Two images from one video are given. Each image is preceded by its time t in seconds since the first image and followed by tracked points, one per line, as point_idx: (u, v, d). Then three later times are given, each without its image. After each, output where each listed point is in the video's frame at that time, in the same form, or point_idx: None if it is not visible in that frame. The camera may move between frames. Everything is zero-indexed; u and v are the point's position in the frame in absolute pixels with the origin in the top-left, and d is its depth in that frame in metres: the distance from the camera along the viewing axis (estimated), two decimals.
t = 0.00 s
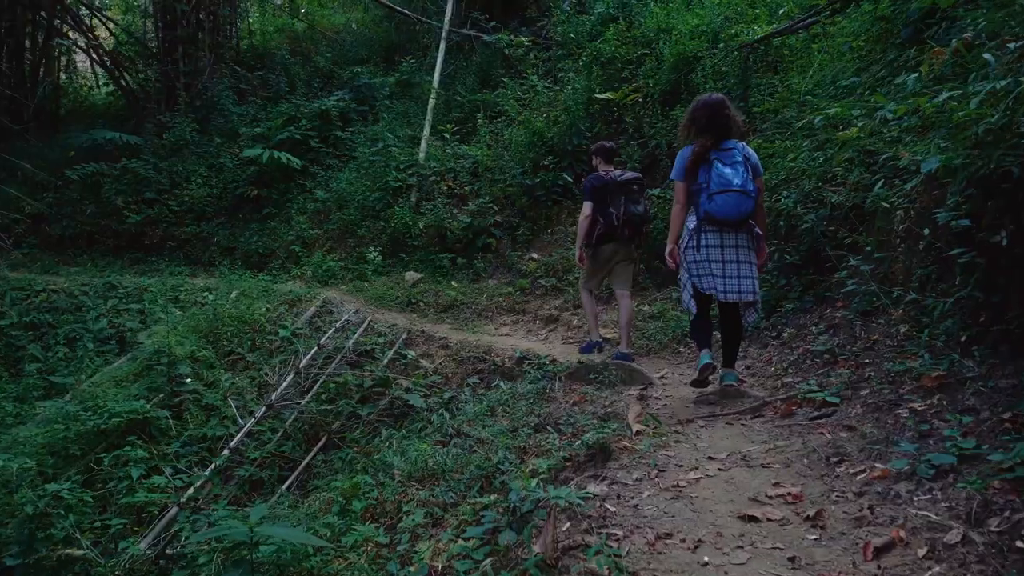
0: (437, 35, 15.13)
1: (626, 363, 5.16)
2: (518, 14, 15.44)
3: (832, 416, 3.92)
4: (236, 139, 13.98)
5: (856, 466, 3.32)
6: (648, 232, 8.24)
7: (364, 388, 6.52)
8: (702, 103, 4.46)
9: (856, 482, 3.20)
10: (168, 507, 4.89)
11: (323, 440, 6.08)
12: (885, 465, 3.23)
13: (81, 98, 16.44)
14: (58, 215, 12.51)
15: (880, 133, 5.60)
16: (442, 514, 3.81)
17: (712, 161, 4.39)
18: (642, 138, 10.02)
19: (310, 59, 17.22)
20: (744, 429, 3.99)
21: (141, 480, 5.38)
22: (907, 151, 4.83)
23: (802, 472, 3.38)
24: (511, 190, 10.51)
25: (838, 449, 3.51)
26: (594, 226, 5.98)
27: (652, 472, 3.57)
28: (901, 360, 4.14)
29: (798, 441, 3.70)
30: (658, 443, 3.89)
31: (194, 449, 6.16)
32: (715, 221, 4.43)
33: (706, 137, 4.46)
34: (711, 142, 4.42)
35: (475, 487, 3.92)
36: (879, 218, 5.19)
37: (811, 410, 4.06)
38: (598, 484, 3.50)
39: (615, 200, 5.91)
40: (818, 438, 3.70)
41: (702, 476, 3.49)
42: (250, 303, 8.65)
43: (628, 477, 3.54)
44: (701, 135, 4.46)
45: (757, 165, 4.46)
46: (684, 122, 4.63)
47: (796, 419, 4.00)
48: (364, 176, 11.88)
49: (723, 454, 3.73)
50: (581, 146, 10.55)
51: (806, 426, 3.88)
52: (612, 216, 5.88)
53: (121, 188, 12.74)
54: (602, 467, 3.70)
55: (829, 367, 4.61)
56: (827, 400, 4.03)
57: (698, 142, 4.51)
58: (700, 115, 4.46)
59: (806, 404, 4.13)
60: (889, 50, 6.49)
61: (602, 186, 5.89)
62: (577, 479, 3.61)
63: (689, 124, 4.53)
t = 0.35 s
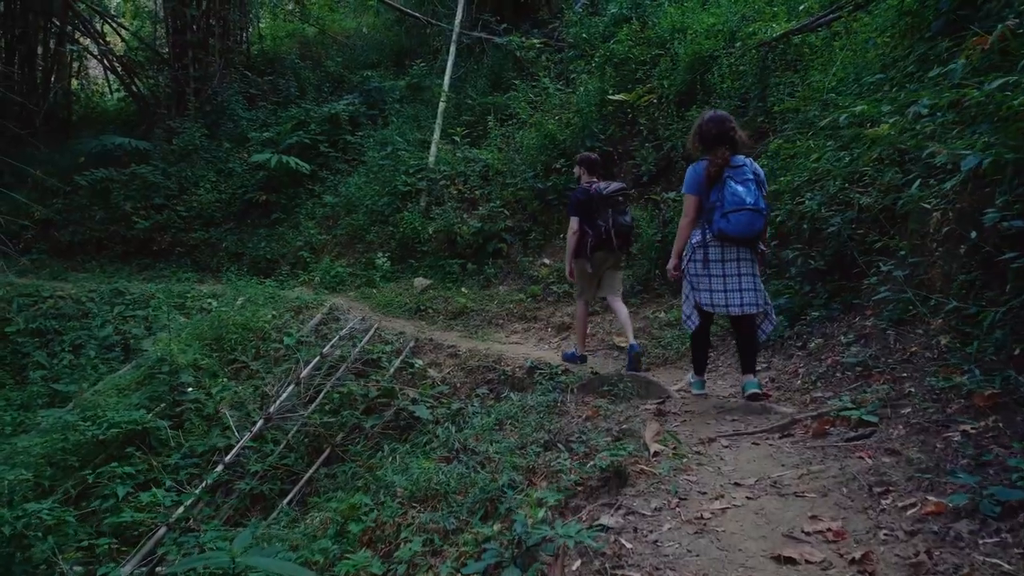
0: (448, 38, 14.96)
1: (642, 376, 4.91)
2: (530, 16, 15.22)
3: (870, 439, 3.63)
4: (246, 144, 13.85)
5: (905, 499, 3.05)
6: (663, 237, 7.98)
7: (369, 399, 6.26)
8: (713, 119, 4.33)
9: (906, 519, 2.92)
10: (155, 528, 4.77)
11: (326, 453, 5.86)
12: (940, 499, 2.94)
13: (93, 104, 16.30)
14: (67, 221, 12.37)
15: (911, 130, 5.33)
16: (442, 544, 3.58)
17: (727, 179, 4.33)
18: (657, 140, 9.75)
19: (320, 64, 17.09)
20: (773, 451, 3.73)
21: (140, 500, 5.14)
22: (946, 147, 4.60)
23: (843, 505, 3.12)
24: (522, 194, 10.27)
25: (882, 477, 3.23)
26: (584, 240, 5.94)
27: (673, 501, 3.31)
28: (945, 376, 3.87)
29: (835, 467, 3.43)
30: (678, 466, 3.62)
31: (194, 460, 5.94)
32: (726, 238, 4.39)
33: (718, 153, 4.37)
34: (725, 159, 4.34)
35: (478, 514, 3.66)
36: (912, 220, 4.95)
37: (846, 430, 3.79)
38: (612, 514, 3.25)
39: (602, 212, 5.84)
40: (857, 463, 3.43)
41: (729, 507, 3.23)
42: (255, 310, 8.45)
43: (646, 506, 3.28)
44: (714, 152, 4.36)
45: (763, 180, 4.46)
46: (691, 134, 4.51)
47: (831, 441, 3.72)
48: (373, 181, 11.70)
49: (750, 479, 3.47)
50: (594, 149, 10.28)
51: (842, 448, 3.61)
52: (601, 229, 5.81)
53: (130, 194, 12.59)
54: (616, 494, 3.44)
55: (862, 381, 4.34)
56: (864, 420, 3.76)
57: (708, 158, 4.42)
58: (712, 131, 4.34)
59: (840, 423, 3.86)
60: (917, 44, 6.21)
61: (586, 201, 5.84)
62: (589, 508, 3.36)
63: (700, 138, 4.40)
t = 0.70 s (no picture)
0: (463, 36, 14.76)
1: (661, 385, 4.63)
2: (547, 14, 14.98)
3: (916, 459, 3.35)
4: (260, 144, 13.75)
5: (964, 536, 2.75)
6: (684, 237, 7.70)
7: (378, 404, 6.02)
8: (718, 122, 4.33)
9: (968, 561, 2.63)
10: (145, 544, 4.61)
11: (333, 461, 5.64)
12: (1007, 537, 2.63)
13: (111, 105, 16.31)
14: (82, 223, 12.35)
15: (950, 121, 5.06)
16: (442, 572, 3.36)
17: (728, 180, 4.29)
18: (677, 138, 9.45)
19: (336, 64, 16.99)
20: (806, 472, 3.47)
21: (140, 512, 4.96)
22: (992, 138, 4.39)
23: (892, 540, 2.84)
24: (538, 194, 10.02)
25: (935, 507, 2.95)
26: (575, 238, 5.98)
27: (696, 530, 3.05)
28: (999, 389, 3.57)
29: (879, 492, 3.16)
30: (701, 487, 3.36)
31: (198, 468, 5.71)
32: (726, 238, 4.36)
33: (721, 155, 4.35)
34: (727, 161, 4.31)
35: (480, 539, 3.46)
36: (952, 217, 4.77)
37: (888, 448, 3.51)
38: (628, 546, 3.00)
39: (591, 210, 5.86)
40: (904, 488, 3.15)
41: (760, 538, 2.96)
42: (265, 313, 8.27)
43: (665, 536, 3.03)
44: (716, 153, 4.34)
45: (769, 181, 4.38)
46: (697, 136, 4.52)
47: (870, 461, 3.44)
48: (387, 181, 11.52)
49: (783, 505, 3.20)
50: (613, 147, 9.98)
51: (886, 470, 3.33)
52: (590, 225, 5.83)
53: (144, 195, 12.55)
54: (632, 521, 3.18)
55: (903, 393, 4.05)
56: (909, 437, 3.49)
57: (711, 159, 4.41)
58: (715, 132, 4.33)
59: (880, 439, 3.59)
60: (954, 33, 5.89)
61: (577, 198, 5.85)
62: (602, 537, 3.12)
63: (704, 139, 4.39)
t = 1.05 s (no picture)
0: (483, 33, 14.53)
1: (682, 393, 4.34)
2: (569, 9, 14.68)
3: (976, 489, 3.02)
4: (278, 144, 13.63)
5: None
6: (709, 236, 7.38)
7: (388, 412, 5.75)
8: (738, 132, 4.23)
9: None
10: (133, 564, 4.45)
11: (340, 471, 5.41)
12: None
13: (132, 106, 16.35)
14: (99, 223, 12.34)
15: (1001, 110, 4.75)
16: None
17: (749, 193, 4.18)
18: (701, 133, 9.09)
19: (355, 64, 16.84)
20: (849, 501, 3.15)
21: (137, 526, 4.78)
22: None
23: None
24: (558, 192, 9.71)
25: (1005, 551, 2.62)
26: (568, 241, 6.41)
27: (722, 571, 2.74)
28: None
29: (936, 529, 2.83)
30: (729, 518, 3.07)
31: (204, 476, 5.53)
32: (749, 251, 4.25)
33: (741, 167, 4.24)
34: (749, 173, 4.20)
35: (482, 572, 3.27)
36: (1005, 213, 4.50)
37: (943, 476, 3.19)
38: None
39: (583, 216, 6.26)
40: (965, 525, 2.82)
41: None
42: (278, 315, 8.10)
43: None
44: (737, 166, 4.22)
45: (787, 195, 4.31)
46: (714, 146, 4.40)
47: (922, 490, 3.12)
48: (404, 180, 11.33)
49: (823, 542, 2.88)
50: (635, 143, 9.61)
51: (941, 502, 3.01)
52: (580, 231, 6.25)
53: (161, 196, 12.53)
54: (650, 559, 2.92)
55: (954, 409, 3.75)
56: (967, 463, 3.16)
57: (730, 171, 4.29)
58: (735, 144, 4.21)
59: (934, 465, 3.27)
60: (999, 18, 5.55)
61: (572, 203, 6.26)
62: None
63: (723, 150, 4.28)
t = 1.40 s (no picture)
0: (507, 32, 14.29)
1: (706, 409, 4.20)
2: (594, 6, 14.38)
3: None
4: (300, 146, 13.54)
5: None
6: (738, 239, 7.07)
7: (402, 423, 5.54)
8: (757, 136, 4.06)
9: None
10: None
11: (351, 484, 5.14)
12: None
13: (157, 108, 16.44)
14: (121, 226, 12.50)
15: None
16: None
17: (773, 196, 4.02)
18: (730, 131, 8.73)
19: (378, 64, 16.70)
20: (898, 546, 2.85)
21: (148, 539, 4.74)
22: None
23: None
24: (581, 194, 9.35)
25: None
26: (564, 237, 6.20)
27: None
28: None
29: None
30: (758, 565, 2.81)
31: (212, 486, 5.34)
32: (776, 256, 4.07)
33: (760, 170, 4.07)
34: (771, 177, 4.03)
35: None
36: None
37: (1010, 518, 2.83)
38: None
39: (587, 211, 6.11)
40: None
41: None
42: (294, 320, 7.95)
43: None
44: (759, 169, 4.04)
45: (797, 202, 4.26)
46: (727, 152, 4.19)
47: (985, 536, 2.77)
48: (425, 181, 11.15)
49: None
50: (661, 142, 9.26)
51: (1009, 552, 2.66)
52: (582, 226, 6.07)
53: (183, 198, 12.56)
54: None
55: (1013, 433, 3.47)
56: None
57: (748, 175, 4.10)
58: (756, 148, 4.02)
59: (997, 504, 2.93)
60: None
61: (574, 199, 6.11)
62: None
63: (741, 154, 4.06)
